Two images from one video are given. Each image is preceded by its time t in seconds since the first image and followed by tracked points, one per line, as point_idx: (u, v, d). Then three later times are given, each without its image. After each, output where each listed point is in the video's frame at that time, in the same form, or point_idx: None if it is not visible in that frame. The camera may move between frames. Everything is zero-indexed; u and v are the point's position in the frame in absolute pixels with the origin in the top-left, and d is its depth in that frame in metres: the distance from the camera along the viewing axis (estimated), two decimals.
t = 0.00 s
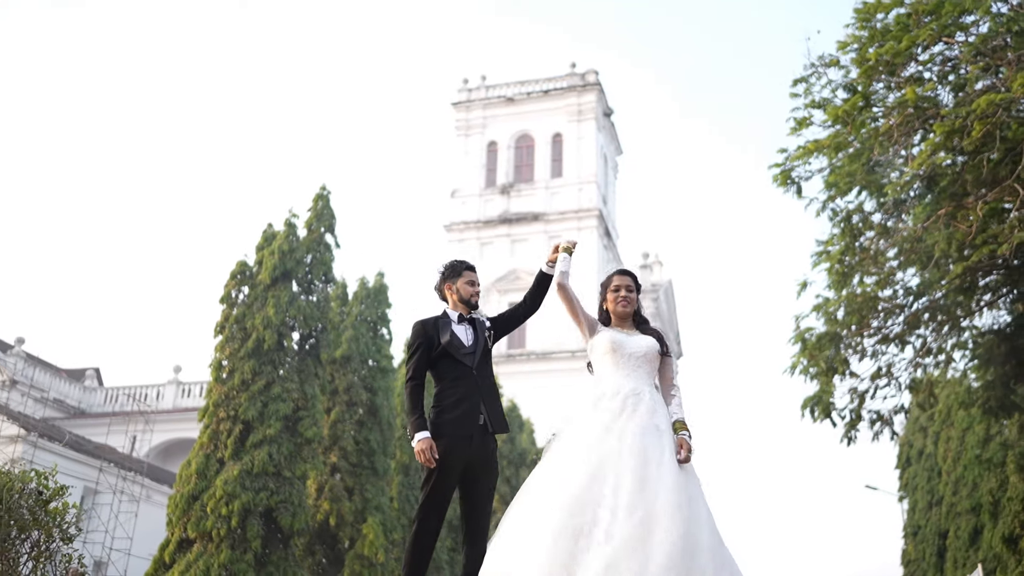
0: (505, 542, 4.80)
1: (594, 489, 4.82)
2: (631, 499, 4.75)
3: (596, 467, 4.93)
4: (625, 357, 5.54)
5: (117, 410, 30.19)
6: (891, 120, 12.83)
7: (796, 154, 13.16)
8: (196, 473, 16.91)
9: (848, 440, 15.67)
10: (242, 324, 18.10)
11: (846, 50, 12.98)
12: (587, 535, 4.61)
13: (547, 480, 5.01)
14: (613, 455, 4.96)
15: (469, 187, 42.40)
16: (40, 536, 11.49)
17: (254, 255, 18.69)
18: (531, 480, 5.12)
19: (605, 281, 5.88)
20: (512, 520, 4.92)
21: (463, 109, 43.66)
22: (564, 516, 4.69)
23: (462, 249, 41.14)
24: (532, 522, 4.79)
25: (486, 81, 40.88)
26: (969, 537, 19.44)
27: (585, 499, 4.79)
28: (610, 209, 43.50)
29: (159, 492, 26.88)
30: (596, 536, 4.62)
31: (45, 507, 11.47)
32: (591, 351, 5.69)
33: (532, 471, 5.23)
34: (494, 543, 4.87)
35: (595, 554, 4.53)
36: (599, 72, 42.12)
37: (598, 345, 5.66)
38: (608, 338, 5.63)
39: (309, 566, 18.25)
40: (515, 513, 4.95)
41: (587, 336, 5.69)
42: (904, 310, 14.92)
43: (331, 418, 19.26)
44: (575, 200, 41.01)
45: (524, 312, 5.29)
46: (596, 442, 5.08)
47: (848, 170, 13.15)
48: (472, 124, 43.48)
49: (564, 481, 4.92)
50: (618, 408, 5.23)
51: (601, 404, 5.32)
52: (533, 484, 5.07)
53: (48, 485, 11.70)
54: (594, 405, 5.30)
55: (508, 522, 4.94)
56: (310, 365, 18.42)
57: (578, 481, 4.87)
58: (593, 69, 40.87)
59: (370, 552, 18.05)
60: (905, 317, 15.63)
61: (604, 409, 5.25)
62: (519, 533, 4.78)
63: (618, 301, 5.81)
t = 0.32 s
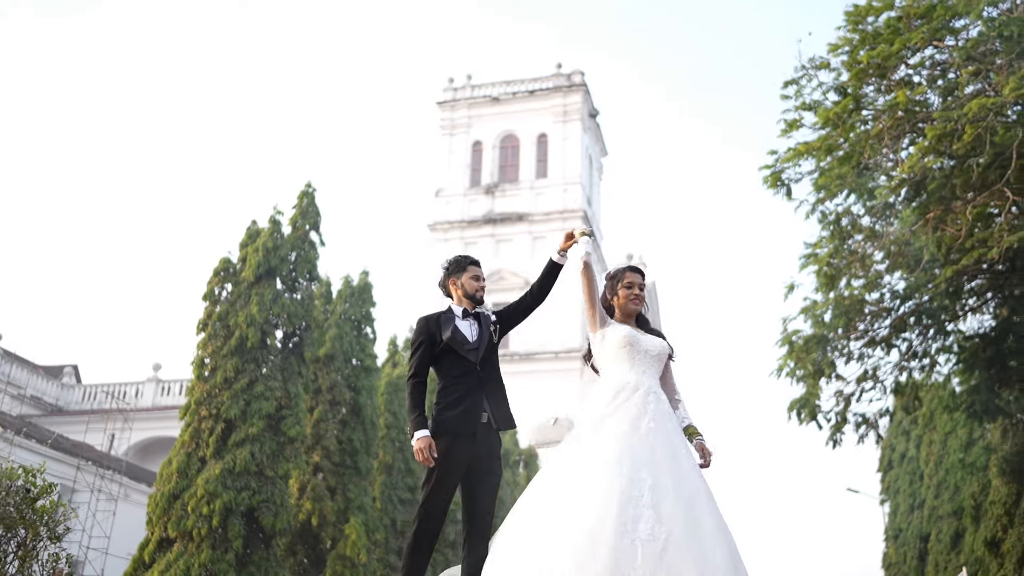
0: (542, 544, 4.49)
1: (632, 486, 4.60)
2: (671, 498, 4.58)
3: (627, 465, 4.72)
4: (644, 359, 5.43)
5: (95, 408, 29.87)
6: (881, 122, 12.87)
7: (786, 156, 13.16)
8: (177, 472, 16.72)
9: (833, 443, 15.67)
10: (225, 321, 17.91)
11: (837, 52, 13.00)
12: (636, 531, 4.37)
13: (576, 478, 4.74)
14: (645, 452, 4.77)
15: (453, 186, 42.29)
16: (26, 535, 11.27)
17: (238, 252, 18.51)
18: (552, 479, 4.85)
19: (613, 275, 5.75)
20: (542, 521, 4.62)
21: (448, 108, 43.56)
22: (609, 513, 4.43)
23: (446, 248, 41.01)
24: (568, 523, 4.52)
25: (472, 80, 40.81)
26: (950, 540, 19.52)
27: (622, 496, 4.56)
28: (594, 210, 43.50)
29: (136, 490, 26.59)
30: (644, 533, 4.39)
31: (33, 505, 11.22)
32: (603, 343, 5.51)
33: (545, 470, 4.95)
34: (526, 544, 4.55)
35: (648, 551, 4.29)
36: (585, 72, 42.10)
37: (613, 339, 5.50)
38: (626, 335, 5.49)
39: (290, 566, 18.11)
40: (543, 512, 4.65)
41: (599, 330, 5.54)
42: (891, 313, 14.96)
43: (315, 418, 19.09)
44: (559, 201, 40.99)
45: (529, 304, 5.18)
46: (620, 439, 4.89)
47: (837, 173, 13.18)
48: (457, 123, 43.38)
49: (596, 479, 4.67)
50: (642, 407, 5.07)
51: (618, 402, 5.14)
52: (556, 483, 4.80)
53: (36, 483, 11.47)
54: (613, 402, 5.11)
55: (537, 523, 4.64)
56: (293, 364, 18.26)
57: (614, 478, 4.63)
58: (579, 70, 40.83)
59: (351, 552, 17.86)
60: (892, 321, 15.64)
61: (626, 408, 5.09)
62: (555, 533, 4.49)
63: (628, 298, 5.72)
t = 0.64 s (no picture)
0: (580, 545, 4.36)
1: (669, 485, 4.53)
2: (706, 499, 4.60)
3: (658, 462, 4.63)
4: (650, 355, 5.30)
5: (67, 405, 29.47)
6: (868, 123, 12.89)
7: (772, 158, 13.14)
8: (153, 470, 16.52)
9: (814, 445, 15.69)
10: (203, 318, 17.67)
11: (824, 55, 13.02)
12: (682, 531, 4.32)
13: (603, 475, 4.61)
14: (676, 450, 4.71)
15: (433, 184, 42.14)
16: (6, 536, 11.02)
17: (216, 248, 18.29)
18: (572, 479, 4.70)
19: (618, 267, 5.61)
20: (572, 522, 4.47)
21: (429, 106, 43.41)
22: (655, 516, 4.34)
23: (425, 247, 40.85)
24: (610, 522, 4.40)
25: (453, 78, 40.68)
26: (926, 542, 19.61)
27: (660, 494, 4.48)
28: (575, 210, 43.49)
29: (109, 488, 26.24)
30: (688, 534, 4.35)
31: (15, 502, 10.96)
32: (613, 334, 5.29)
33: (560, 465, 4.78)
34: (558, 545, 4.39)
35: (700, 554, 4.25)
36: (566, 72, 42.08)
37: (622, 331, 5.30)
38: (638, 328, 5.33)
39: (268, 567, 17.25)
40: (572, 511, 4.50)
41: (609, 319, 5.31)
42: (873, 316, 15.10)
43: (293, 416, 18.95)
44: (540, 200, 40.93)
45: (529, 301, 5.10)
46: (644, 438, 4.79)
47: (823, 175, 13.20)
48: (438, 122, 43.22)
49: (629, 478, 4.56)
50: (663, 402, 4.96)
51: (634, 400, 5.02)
52: (579, 483, 4.64)
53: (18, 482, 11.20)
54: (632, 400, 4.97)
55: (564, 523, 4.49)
56: (272, 361, 18.06)
57: (649, 475, 4.54)
58: (561, 69, 40.79)
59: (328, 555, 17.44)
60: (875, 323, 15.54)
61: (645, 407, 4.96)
62: (595, 531, 4.36)
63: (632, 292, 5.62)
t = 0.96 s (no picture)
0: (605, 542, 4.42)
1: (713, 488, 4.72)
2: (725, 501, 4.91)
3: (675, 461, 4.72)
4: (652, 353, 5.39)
5: (39, 399, 29.04)
6: (853, 126, 12.96)
7: (758, 159, 13.12)
8: (128, 466, 16.30)
9: (794, 447, 15.71)
10: (180, 313, 17.45)
11: (810, 57, 13.03)
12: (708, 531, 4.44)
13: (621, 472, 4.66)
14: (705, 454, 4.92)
15: (412, 182, 41.97)
16: None
17: (194, 242, 18.06)
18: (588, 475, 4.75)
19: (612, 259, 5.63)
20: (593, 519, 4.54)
21: (409, 103, 43.24)
22: (681, 515, 4.44)
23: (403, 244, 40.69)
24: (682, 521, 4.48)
25: (433, 75, 40.54)
26: (902, 544, 19.69)
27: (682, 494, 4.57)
28: (554, 209, 43.48)
29: (81, 485, 25.90)
30: (710, 536, 4.47)
31: None
32: (618, 329, 5.33)
33: (573, 460, 4.81)
34: (582, 542, 4.45)
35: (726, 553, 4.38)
36: (548, 71, 42.06)
37: (628, 327, 5.35)
38: (643, 325, 5.40)
39: (243, 564, 17.10)
40: (594, 507, 4.54)
41: (619, 315, 5.34)
42: (856, 319, 15.05)
43: (271, 413, 18.76)
44: (520, 199, 40.87)
45: (531, 296, 5.00)
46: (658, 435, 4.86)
47: (807, 177, 13.22)
48: (418, 118, 43.04)
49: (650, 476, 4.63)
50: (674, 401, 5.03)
51: (648, 399, 5.07)
52: (598, 480, 4.69)
53: None
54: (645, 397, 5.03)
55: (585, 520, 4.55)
56: (250, 357, 17.88)
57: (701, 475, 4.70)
58: (542, 68, 40.75)
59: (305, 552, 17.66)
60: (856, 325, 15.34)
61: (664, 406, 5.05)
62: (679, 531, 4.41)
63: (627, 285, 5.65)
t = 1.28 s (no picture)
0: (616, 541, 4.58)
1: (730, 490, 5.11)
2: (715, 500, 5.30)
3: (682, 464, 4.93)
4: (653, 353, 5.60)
5: (7, 396, 28.59)
6: (836, 128, 12.94)
7: (741, 160, 13.11)
8: (100, 465, 16.04)
9: (772, 449, 15.73)
10: (155, 310, 17.23)
11: (794, 59, 13.05)
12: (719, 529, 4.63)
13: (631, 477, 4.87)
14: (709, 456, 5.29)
15: (389, 180, 41.78)
16: None
17: (170, 238, 17.84)
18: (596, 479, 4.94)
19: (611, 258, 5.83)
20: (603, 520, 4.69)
21: (387, 100, 43.05)
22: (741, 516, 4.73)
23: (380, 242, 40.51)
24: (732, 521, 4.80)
25: (411, 73, 40.39)
26: (876, 547, 19.80)
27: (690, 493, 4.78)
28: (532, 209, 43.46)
29: (50, 484, 25.52)
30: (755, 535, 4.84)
31: None
32: (629, 325, 5.56)
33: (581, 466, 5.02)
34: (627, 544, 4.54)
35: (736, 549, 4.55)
36: (527, 71, 42.04)
37: (639, 325, 5.59)
38: (649, 325, 5.67)
39: (217, 565, 16.92)
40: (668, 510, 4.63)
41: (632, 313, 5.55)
42: (835, 322, 15.07)
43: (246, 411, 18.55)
44: (498, 199, 40.81)
45: (529, 295, 4.93)
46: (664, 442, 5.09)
47: (790, 180, 13.24)
48: (396, 116, 42.84)
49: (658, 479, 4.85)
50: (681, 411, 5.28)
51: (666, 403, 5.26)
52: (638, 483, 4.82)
53: None
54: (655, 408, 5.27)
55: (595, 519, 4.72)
56: (225, 355, 17.69)
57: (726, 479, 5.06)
58: (522, 68, 40.72)
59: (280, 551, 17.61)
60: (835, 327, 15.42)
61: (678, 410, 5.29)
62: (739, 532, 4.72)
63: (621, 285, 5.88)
